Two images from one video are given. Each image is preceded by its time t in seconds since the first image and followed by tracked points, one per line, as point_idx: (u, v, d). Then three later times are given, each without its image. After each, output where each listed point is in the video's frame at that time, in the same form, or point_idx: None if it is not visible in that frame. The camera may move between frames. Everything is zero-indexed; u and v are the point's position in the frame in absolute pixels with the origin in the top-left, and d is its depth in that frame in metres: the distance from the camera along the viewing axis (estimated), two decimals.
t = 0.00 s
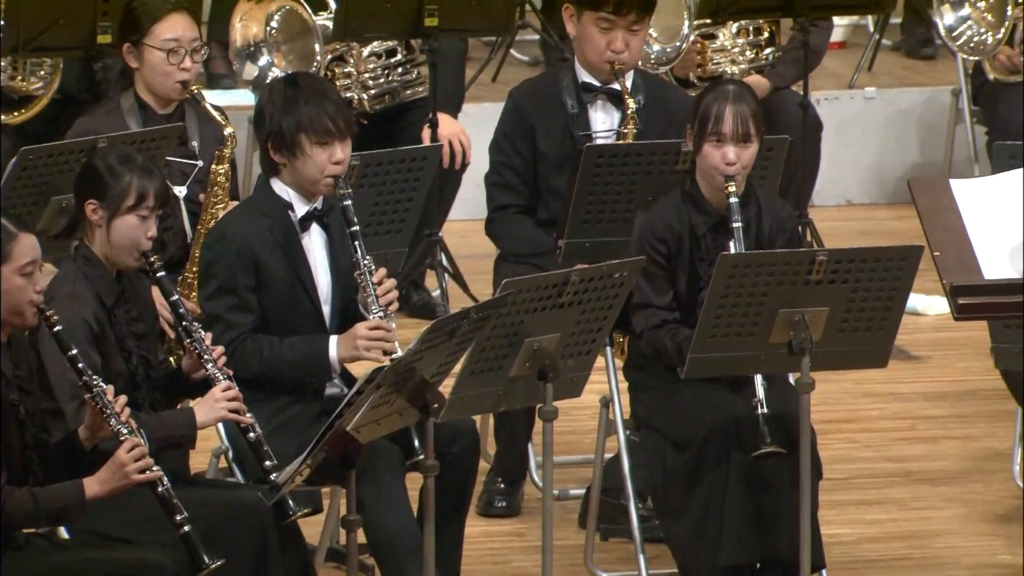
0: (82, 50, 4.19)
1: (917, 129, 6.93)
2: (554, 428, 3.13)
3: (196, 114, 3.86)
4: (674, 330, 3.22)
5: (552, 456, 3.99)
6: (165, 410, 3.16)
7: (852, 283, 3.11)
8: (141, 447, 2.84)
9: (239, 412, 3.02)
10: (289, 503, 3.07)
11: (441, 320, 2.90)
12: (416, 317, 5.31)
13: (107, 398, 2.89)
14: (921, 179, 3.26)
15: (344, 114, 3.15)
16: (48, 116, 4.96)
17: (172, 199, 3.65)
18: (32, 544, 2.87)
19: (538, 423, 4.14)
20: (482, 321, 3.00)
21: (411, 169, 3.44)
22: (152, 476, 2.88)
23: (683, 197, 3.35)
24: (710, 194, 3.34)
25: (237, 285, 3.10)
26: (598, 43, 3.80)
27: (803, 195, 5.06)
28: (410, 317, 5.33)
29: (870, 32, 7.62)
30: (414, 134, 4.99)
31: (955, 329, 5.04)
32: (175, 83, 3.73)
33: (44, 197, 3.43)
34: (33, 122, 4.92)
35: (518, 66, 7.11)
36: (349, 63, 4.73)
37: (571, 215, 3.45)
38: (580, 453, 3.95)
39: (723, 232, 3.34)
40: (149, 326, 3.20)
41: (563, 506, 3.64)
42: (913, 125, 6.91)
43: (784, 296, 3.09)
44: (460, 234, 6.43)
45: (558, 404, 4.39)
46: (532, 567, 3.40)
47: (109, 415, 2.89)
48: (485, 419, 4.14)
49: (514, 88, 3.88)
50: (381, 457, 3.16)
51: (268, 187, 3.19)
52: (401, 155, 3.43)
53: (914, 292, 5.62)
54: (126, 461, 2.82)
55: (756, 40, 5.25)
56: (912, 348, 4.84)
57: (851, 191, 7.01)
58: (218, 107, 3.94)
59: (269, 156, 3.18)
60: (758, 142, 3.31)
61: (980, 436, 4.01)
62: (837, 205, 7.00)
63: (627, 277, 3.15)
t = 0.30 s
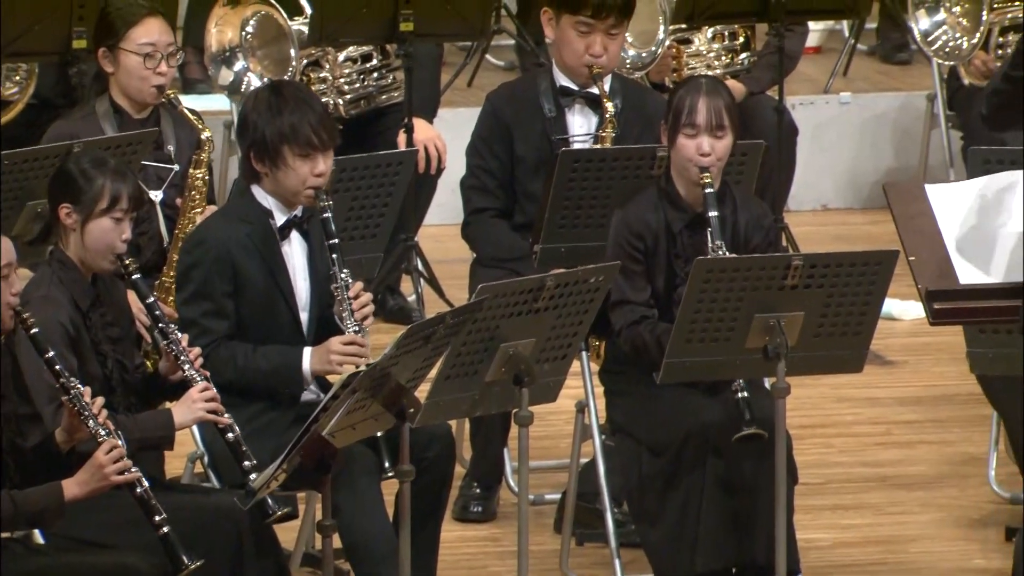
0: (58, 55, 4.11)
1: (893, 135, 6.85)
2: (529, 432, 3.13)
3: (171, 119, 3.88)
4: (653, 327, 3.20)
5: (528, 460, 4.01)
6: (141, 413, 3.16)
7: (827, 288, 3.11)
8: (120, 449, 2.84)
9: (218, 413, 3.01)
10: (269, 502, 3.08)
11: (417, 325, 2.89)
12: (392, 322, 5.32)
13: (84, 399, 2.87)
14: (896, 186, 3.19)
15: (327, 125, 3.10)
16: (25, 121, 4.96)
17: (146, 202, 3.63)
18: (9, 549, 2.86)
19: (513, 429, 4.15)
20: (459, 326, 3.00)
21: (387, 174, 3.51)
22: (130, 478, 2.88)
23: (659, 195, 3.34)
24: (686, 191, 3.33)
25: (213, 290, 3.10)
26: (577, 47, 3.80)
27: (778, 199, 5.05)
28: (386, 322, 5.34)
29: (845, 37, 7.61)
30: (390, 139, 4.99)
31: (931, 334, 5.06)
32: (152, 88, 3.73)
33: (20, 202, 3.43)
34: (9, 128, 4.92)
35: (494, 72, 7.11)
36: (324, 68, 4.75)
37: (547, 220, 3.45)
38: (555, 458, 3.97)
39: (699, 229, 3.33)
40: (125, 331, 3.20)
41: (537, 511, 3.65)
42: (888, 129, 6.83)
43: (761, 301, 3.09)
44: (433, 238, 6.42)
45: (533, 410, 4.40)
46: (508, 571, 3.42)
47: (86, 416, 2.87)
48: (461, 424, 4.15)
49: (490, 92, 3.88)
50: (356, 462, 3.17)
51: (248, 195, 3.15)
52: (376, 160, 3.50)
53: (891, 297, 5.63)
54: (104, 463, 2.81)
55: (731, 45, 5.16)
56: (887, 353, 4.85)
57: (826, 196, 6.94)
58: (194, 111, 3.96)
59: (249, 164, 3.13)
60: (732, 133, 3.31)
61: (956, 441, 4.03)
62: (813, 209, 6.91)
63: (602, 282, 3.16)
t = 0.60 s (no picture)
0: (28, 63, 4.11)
1: (865, 144, 6.80)
2: (501, 440, 3.14)
3: (139, 126, 3.89)
4: (625, 327, 3.20)
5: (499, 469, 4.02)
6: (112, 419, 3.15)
7: (798, 296, 3.11)
8: (93, 455, 2.83)
9: (192, 417, 2.98)
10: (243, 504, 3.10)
11: (389, 333, 2.88)
12: (364, 330, 5.32)
13: (57, 405, 2.83)
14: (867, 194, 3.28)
15: (302, 135, 3.09)
16: None
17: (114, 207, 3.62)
18: None
19: (484, 437, 4.17)
20: (430, 334, 3.00)
21: (359, 182, 3.55)
22: (104, 485, 2.86)
23: (629, 196, 3.34)
24: (655, 190, 3.34)
25: (188, 297, 3.07)
26: (546, 50, 3.78)
27: (749, 207, 5.05)
28: (358, 330, 5.34)
29: (817, 44, 7.56)
30: (361, 148, 4.97)
31: (903, 341, 5.06)
32: (119, 95, 3.74)
33: None
34: None
35: (465, 80, 7.09)
36: (296, 77, 4.76)
37: (518, 228, 3.46)
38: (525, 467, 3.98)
39: (669, 229, 3.34)
40: (95, 337, 3.17)
41: (508, 518, 3.67)
42: (859, 138, 6.78)
43: (732, 310, 3.09)
44: (403, 247, 6.37)
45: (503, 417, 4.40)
46: None
47: (59, 422, 2.83)
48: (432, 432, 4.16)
49: (459, 100, 3.88)
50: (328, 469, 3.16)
51: (223, 203, 3.13)
52: (346, 169, 3.54)
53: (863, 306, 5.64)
54: (79, 468, 2.80)
55: (702, 53, 5.19)
56: (857, 361, 4.85)
57: (798, 204, 6.87)
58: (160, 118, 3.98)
59: (224, 174, 3.11)
60: (701, 130, 3.33)
61: (928, 449, 4.05)
62: (784, 218, 6.86)
63: (573, 290, 3.16)
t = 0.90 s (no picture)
0: None
1: (835, 151, 6.79)
2: (472, 447, 3.14)
3: (107, 133, 3.88)
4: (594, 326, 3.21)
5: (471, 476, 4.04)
6: (83, 425, 3.06)
7: (767, 303, 3.11)
8: (65, 464, 2.77)
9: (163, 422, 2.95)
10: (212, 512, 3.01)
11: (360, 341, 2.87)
12: (334, 338, 5.32)
13: (28, 413, 2.76)
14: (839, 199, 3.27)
15: (277, 145, 3.06)
16: None
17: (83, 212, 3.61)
18: None
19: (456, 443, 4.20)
20: (400, 342, 2.99)
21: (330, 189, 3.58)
22: (75, 493, 2.80)
23: (598, 197, 3.35)
24: (624, 190, 3.34)
25: (161, 304, 3.04)
26: (513, 55, 3.79)
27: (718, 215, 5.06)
28: (328, 337, 5.34)
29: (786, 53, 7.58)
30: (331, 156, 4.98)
31: (875, 349, 5.07)
32: (85, 102, 3.72)
33: None
34: None
35: (435, 88, 7.09)
36: (267, 84, 4.72)
37: (490, 235, 3.47)
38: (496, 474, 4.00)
39: (638, 228, 3.34)
40: (66, 344, 3.07)
41: (479, 527, 3.68)
42: (831, 145, 6.77)
43: (702, 317, 3.09)
44: (373, 255, 6.37)
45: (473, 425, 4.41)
46: None
47: (31, 431, 2.77)
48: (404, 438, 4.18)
49: (429, 107, 3.88)
50: (299, 476, 3.15)
51: (196, 211, 3.11)
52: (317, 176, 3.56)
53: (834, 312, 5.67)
54: (49, 477, 2.75)
55: (673, 60, 5.23)
56: (827, 368, 4.88)
57: (768, 211, 6.85)
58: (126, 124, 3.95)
59: (198, 182, 3.08)
60: (669, 130, 3.33)
61: (898, 456, 4.09)
62: (754, 225, 6.85)
63: (544, 297, 3.16)
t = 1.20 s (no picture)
0: None
1: (808, 158, 6.77)
2: (445, 454, 3.14)
3: (77, 140, 3.84)
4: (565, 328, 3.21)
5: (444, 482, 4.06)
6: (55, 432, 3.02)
7: (740, 310, 3.11)
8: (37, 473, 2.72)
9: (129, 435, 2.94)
10: (176, 527, 2.97)
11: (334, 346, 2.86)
12: (307, 344, 5.32)
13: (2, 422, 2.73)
14: (813, 209, 3.35)
15: (253, 157, 3.05)
16: None
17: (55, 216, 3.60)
18: None
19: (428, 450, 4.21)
20: (374, 348, 2.98)
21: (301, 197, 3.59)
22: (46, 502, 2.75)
23: (569, 199, 3.35)
24: (594, 192, 3.34)
25: (135, 311, 3.03)
26: (483, 61, 3.79)
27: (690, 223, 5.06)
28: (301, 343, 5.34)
29: (759, 59, 7.53)
30: (305, 161, 4.98)
31: (849, 354, 5.09)
32: (54, 109, 3.68)
33: None
34: None
35: (408, 93, 7.08)
36: (240, 90, 4.74)
37: (463, 241, 3.47)
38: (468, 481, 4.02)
39: (610, 229, 3.34)
40: (38, 349, 3.00)
41: (453, 534, 3.71)
42: (804, 151, 6.75)
43: (676, 322, 3.08)
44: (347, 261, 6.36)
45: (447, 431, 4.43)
46: None
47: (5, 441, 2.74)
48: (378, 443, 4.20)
49: (398, 115, 3.87)
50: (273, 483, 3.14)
51: (170, 218, 3.10)
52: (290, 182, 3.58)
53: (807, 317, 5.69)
54: (23, 486, 2.69)
55: (645, 66, 5.21)
56: (799, 374, 4.89)
57: (741, 217, 6.85)
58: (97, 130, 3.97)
59: (172, 189, 3.08)
60: (639, 132, 3.33)
61: (870, 462, 4.11)
62: (728, 231, 6.84)
63: (517, 303, 3.16)
